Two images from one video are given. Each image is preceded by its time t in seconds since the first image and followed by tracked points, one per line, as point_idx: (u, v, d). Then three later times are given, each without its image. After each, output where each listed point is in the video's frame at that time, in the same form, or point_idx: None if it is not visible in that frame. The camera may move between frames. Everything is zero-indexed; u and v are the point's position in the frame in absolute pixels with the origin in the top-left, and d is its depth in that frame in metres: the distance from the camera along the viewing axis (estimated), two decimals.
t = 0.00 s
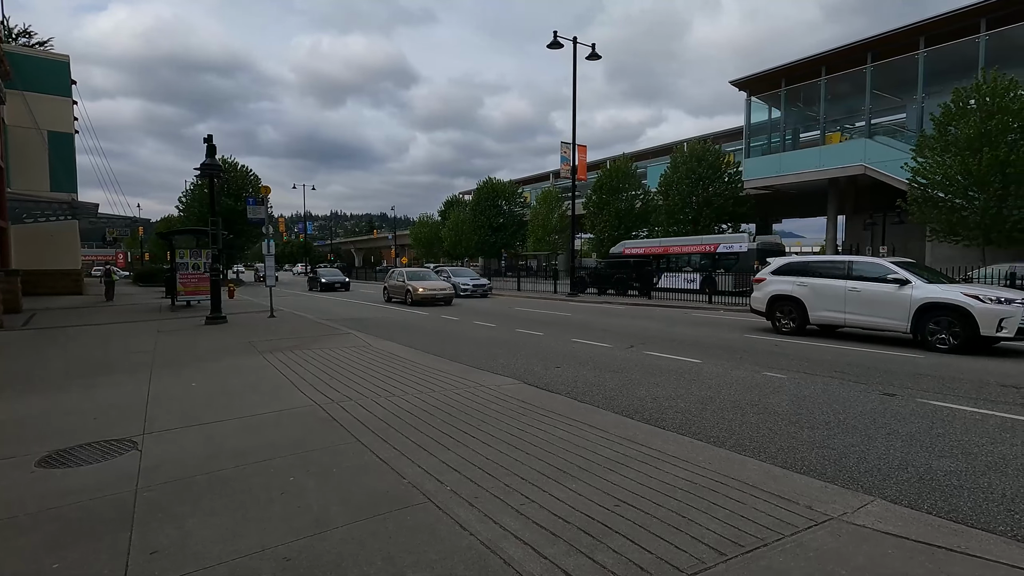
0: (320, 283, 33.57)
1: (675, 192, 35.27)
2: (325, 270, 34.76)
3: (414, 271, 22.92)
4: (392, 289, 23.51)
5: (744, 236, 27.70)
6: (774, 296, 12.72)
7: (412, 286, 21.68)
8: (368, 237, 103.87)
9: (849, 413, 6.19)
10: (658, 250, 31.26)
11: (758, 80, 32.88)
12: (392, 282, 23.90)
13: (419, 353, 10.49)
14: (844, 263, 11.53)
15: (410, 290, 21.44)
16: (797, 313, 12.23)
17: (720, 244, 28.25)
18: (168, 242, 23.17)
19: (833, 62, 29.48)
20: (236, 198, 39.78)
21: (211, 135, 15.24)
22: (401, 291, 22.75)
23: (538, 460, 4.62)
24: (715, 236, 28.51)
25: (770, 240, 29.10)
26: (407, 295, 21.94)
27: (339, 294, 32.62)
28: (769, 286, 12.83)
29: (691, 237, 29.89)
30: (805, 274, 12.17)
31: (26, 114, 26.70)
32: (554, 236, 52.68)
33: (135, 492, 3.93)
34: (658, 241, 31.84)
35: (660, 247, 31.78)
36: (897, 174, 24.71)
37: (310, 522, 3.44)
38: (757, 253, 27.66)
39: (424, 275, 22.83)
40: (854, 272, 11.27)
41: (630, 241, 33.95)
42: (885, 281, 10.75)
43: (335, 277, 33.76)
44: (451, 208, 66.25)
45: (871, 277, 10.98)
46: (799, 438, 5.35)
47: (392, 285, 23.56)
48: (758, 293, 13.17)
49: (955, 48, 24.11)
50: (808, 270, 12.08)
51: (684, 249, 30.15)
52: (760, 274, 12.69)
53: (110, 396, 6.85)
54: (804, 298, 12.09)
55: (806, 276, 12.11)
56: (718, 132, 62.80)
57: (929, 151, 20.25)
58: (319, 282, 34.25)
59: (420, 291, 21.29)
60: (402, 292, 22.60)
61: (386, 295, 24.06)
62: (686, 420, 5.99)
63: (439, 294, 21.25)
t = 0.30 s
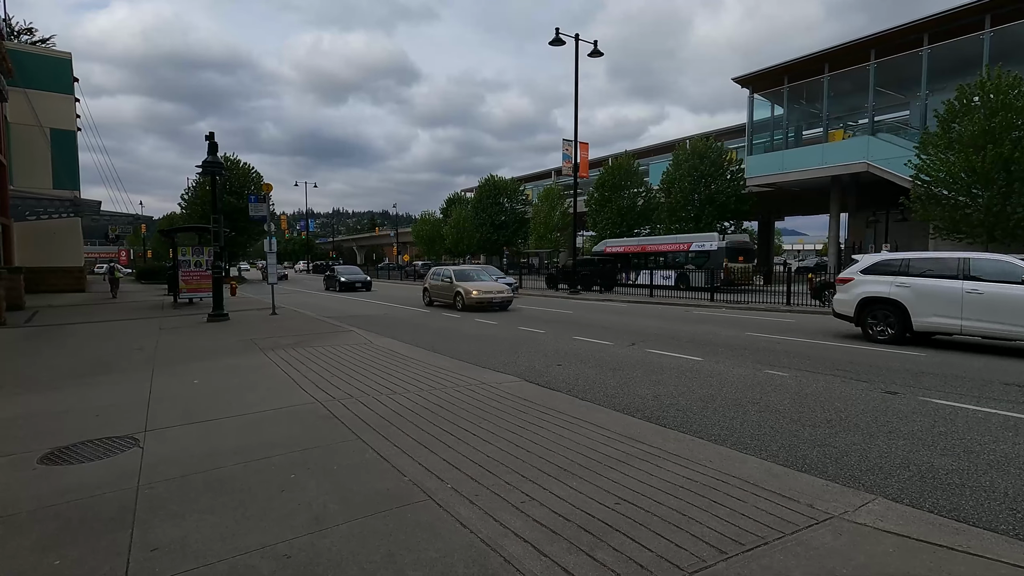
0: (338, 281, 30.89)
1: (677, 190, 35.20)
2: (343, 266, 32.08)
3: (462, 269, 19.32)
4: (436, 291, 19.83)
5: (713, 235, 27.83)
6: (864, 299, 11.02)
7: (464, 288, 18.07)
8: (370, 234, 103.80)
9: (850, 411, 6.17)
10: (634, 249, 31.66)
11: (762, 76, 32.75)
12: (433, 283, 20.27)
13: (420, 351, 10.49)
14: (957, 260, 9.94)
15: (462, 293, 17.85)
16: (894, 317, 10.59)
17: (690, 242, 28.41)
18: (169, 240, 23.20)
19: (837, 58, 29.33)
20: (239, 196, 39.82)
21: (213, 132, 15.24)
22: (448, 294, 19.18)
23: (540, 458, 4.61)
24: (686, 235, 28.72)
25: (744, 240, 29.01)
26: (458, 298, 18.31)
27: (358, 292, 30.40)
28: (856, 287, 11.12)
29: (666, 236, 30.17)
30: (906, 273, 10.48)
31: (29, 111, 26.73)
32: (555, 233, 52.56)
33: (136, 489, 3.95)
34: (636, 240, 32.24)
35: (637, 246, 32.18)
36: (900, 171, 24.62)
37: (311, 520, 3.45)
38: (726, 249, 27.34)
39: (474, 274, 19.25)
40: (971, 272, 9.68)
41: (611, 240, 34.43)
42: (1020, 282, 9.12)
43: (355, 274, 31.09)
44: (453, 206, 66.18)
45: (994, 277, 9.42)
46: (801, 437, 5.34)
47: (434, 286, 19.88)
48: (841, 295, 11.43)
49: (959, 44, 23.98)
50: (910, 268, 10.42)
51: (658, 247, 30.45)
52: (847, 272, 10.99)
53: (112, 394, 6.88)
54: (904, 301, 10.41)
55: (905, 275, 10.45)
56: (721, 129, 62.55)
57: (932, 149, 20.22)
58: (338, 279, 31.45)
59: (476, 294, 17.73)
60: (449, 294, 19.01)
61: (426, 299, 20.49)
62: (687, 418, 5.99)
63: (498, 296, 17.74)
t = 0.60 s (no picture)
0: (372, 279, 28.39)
1: (691, 185, 34.97)
2: (375, 264, 29.62)
3: (541, 266, 15.78)
4: (509, 293, 16.47)
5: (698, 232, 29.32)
6: (1001, 303, 9.14)
7: (547, 290, 14.73)
8: (383, 230, 104.33)
9: (867, 409, 6.09)
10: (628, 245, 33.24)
11: (779, 70, 32.27)
12: (504, 283, 16.62)
13: (432, 346, 10.54)
14: None
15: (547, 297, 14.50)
16: None
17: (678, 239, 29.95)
18: (186, 236, 23.51)
19: (855, 51, 28.80)
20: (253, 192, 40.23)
21: (228, 129, 15.38)
22: (527, 296, 15.58)
23: (549, 453, 4.61)
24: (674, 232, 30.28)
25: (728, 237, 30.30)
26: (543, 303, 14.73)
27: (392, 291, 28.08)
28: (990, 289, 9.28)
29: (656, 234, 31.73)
30: None
31: (49, 109, 27.17)
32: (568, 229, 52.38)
33: (153, 480, 4.02)
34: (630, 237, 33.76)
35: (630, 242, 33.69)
36: (919, 166, 24.18)
37: (323, 512, 3.49)
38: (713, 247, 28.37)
39: (555, 272, 15.81)
40: None
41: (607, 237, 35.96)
42: None
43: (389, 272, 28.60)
44: (465, 202, 66.28)
45: None
46: (815, 434, 5.29)
47: (507, 286, 16.52)
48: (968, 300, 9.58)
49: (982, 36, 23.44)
50: None
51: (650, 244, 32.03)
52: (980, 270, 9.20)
53: (131, 387, 6.99)
54: None
55: None
56: (736, 124, 61.85)
57: (953, 143, 19.94)
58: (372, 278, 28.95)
59: (567, 298, 14.10)
60: (526, 298, 15.67)
61: (495, 301, 17.27)
62: (700, 415, 5.95)
63: (592, 299, 14.30)
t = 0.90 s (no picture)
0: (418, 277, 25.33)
1: (714, 182, 34.53)
2: (420, 261, 26.50)
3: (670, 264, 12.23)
4: (632, 301, 12.60)
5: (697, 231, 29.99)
6: None
7: (696, 298, 10.94)
8: (404, 228, 105.04)
9: (895, 409, 5.96)
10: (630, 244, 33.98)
11: (808, 61, 31.49)
12: (617, 287, 13.04)
13: (452, 342, 10.62)
14: None
15: (699, 307, 10.72)
16: None
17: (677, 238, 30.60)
18: (213, 233, 24.03)
19: (885, 43, 28.09)
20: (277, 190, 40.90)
21: (254, 127, 15.66)
22: (654, 303, 11.97)
23: (570, 449, 4.62)
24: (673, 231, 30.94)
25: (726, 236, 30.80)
26: (685, 315, 11.14)
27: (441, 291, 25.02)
28: None
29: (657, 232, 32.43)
30: None
31: (82, 110, 27.97)
32: (588, 226, 52.09)
33: (185, 468, 4.15)
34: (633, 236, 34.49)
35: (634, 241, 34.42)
36: (952, 161, 23.53)
37: (348, 503, 3.55)
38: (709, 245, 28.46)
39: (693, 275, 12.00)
40: None
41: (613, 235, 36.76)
42: None
43: (437, 270, 25.54)
44: (485, 199, 66.38)
45: None
46: (840, 433, 5.21)
47: (629, 292, 12.67)
48: None
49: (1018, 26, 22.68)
50: None
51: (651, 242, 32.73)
52: None
53: (161, 379, 7.18)
54: None
55: None
56: (760, 119, 60.78)
57: (988, 136, 19.26)
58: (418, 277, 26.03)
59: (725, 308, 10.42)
60: (651, 306, 12.06)
61: (604, 310, 13.41)
62: (722, 412, 5.90)
63: (763, 311, 10.44)
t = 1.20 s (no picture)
0: (479, 279, 21.54)
1: (742, 179, 33.96)
2: (479, 260, 22.81)
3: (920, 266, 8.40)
4: (859, 318, 8.78)
5: (704, 230, 31.22)
6: None
7: (1014, 321, 7.10)
8: (429, 226, 105.83)
9: (934, 411, 5.80)
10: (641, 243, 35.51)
11: (842, 55, 30.65)
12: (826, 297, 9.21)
13: (479, 339, 10.69)
14: None
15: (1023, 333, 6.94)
16: None
17: (685, 237, 32.01)
18: (245, 231, 24.62)
19: (924, 35, 27.20)
20: (307, 188, 41.69)
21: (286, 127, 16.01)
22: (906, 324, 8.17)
23: (598, 445, 4.63)
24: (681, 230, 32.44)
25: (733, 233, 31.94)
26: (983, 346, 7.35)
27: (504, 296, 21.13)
28: None
29: (666, 231, 33.87)
30: None
31: (122, 112, 28.95)
32: (613, 224, 51.69)
33: (222, 457, 4.28)
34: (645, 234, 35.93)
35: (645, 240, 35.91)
36: (996, 156, 22.63)
37: (380, 493, 3.62)
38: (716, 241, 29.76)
39: (964, 284, 8.10)
40: None
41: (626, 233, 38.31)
42: None
43: (499, 271, 21.68)
44: (510, 198, 66.44)
45: None
46: (876, 435, 5.09)
47: (853, 306, 8.85)
48: None
49: None
50: None
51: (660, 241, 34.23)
52: None
53: (197, 372, 7.40)
54: None
55: None
56: (791, 115, 59.52)
57: None
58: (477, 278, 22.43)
59: None
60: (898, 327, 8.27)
61: (798, 329, 9.62)
62: (752, 412, 5.83)
63: None
